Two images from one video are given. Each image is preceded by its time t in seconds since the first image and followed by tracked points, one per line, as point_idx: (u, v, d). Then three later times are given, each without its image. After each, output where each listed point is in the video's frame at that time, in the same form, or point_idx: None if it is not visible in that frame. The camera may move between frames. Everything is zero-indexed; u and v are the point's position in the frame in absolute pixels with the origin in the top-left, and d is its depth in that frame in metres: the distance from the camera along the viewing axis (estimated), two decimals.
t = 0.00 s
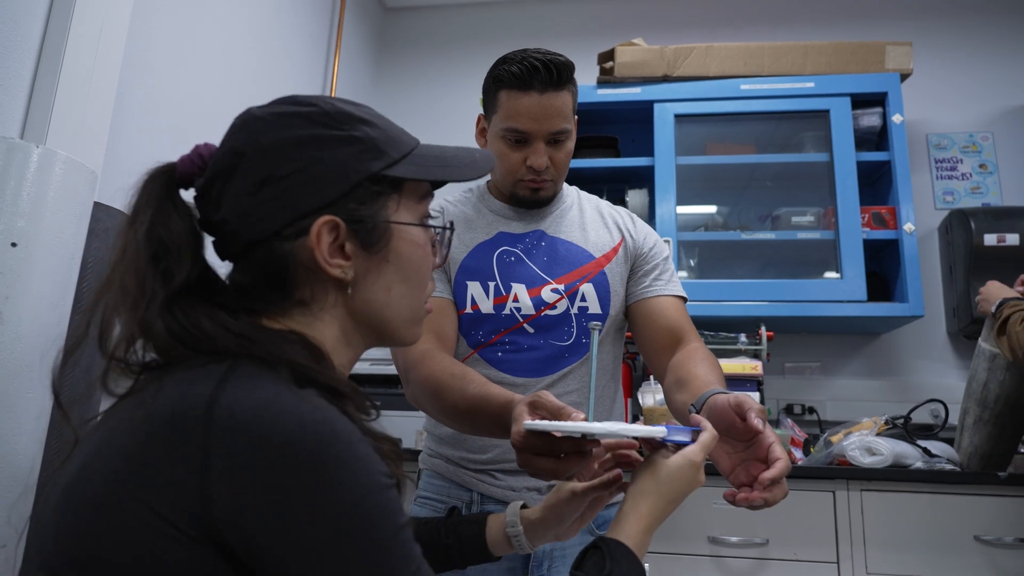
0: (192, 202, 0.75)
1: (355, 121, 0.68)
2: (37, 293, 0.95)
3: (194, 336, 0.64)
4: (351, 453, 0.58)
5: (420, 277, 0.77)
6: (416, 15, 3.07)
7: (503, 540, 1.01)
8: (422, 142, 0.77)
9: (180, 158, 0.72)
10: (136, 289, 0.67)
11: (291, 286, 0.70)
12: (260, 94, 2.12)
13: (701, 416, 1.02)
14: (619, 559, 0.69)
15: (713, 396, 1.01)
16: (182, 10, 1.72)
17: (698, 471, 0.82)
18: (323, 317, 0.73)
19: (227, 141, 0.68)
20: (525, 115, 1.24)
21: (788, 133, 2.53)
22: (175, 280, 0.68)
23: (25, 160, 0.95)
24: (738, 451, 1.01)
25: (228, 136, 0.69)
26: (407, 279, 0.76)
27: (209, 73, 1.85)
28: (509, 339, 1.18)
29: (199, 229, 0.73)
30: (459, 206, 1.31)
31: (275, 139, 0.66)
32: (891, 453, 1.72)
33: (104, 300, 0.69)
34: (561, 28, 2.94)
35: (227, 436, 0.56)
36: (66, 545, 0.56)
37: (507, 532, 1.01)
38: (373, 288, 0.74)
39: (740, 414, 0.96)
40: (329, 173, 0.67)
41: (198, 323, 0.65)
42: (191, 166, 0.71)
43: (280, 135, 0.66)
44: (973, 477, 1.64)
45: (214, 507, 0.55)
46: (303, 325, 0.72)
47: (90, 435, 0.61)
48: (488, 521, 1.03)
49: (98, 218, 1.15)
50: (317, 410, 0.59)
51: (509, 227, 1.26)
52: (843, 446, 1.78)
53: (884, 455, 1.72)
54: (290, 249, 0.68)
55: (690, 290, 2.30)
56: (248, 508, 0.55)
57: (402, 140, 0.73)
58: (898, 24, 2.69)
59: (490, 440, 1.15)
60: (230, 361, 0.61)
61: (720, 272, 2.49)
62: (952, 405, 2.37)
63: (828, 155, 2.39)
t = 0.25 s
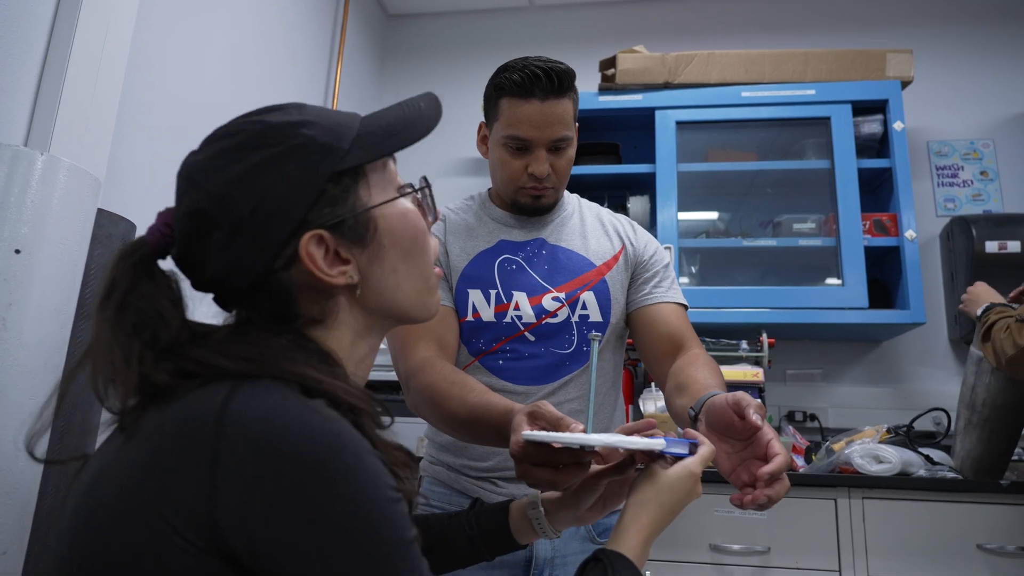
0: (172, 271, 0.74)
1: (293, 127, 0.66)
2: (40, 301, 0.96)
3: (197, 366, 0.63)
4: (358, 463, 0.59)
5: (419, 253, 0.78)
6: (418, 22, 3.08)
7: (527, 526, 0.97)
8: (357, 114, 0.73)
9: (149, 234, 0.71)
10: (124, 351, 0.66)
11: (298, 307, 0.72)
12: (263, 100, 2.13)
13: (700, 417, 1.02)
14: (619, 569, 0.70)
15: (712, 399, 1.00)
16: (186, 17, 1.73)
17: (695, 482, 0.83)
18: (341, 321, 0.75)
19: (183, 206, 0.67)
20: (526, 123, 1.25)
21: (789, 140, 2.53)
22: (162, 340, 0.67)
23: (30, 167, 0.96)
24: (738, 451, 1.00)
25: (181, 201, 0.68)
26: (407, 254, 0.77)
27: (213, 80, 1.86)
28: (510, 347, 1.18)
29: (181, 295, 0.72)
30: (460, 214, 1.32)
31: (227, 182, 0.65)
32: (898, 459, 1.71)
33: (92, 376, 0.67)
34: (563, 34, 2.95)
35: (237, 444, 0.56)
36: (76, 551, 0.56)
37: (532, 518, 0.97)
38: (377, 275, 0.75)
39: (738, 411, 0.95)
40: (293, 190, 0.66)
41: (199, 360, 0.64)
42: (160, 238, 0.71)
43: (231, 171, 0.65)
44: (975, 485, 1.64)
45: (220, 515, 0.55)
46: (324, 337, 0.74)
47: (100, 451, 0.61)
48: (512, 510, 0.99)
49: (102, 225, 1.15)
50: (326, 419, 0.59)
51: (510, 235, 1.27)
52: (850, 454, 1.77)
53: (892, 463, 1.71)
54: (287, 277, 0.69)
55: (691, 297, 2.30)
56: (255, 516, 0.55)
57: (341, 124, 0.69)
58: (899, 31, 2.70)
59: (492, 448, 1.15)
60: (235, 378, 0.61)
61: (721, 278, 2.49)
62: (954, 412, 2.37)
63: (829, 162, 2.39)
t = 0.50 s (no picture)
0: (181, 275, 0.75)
1: (299, 139, 0.67)
2: (44, 307, 0.96)
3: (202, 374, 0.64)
4: (362, 472, 0.59)
5: (424, 263, 0.78)
6: (420, 29, 3.09)
7: (535, 524, 0.96)
8: (367, 126, 0.74)
9: (159, 239, 0.72)
10: (131, 360, 0.67)
11: (303, 317, 0.72)
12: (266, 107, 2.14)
13: (704, 421, 1.02)
14: None
15: (714, 405, 1.01)
16: (190, 25, 1.74)
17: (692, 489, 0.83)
18: (345, 332, 0.76)
19: (188, 213, 0.67)
20: (527, 131, 1.25)
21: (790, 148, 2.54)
22: (167, 347, 0.68)
23: (34, 174, 0.96)
24: (742, 453, 0.99)
25: (186, 208, 0.68)
26: (413, 267, 0.77)
27: (217, 86, 1.87)
28: (511, 355, 1.19)
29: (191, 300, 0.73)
30: (462, 221, 1.32)
31: (232, 191, 0.65)
32: (901, 468, 1.71)
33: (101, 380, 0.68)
34: (565, 42, 2.96)
35: (241, 450, 0.56)
36: (82, 556, 0.56)
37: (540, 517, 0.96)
38: (384, 287, 0.75)
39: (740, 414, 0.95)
40: (297, 202, 0.66)
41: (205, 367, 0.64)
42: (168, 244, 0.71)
43: (235, 181, 0.66)
44: (977, 494, 1.64)
45: (225, 522, 0.55)
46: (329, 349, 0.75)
47: (106, 459, 0.62)
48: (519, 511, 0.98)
49: (105, 231, 1.16)
50: (330, 427, 0.60)
51: (511, 243, 1.27)
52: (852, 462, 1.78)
53: (895, 471, 1.71)
54: (291, 287, 0.69)
55: (693, 304, 2.30)
56: (260, 523, 0.55)
57: (350, 135, 0.70)
58: (900, 39, 2.71)
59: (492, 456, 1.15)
60: (239, 388, 0.61)
61: (723, 286, 2.49)
62: (956, 421, 2.36)
63: (831, 170, 2.40)
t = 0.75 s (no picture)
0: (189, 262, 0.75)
1: (324, 141, 0.68)
2: (49, 309, 0.96)
3: (207, 372, 0.64)
4: (364, 472, 0.59)
5: (431, 278, 0.78)
6: (424, 31, 3.10)
7: (542, 515, 0.97)
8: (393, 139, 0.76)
9: (171, 222, 0.72)
10: (139, 348, 0.68)
11: (305, 317, 0.72)
12: (269, 110, 2.14)
13: (706, 422, 1.02)
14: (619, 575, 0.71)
15: (716, 404, 1.01)
16: (193, 28, 1.75)
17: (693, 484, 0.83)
18: (346, 338, 0.76)
19: (206, 200, 0.69)
20: (530, 133, 1.26)
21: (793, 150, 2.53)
22: (174, 336, 0.68)
23: (39, 177, 0.97)
24: (744, 453, 0.99)
25: (206, 195, 0.69)
26: (417, 280, 0.77)
27: (220, 89, 1.88)
28: (513, 357, 1.19)
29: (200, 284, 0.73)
30: (464, 224, 1.32)
31: (252, 184, 0.67)
32: (909, 470, 1.71)
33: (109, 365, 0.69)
34: (568, 44, 2.96)
35: (243, 452, 0.56)
36: (88, 554, 0.57)
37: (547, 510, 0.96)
38: (388, 297, 0.76)
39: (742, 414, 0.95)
40: (312, 203, 0.67)
41: (212, 364, 0.65)
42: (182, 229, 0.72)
43: (256, 176, 0.67)
44: (981, 496, 1.63)
45: (227, 522, 0.55)
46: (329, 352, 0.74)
47: (109, 460, 0.62)
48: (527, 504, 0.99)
49: (109, 234, 1.16)
50: (332, 429, 0.60)
51: (513, 245, 1.27)
52: (857, 465, 1.78)
53: (904, 474, 1.70)
54: (297, 285, 0.70)
55: (696, 306, 2.30)
56: (262, 523, 0.55)
57: (375, 144, 0.72)
58: (903, 41, 2.70)
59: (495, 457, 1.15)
60: (243, 390, 0.62)
61: (726, 287, 2.49)
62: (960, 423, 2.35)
63: (833, 172, 2.39)
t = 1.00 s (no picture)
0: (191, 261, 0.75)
1: (329, 147, 0.68)
2: (44, 314, 0.96)
3: (207, 376, 0.64)
4: (362, 478, 0.59)
5: (431, 287, 0.78)
6: (421, 35, 3.10)
7: (538, 512, 0.96)
8: (398, 146, 0.76)
9: (174, 220, 0.72)
10: (140, 349, 0.68)
11: (305, 322, 0.72)
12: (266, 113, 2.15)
13: (701, 424, 1.02)
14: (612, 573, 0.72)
15: (712, 406, 1.01)
16: (190, 32, 1.75)
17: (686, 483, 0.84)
18: (344, 344, 0.76)
19: (209, 201, 0.68)
20: (526, 137, 1.26)
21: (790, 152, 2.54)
22: (175, 337, 0.68)
23: (35, 182, 0.96)
24: (740, 455, 1.00)
25: (209, 196, 0.69)
26: (418, 290, 0.77)
27: (217, 92, 1.87)
28: (510, 360, 1.19)
29: (201, 285, 0.73)
30: (461, 228, 1.32)
31: (255, 187, 0.66)
32: (907, 472, 1.72)
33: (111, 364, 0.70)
34: (565, 47, 2.96)
35: (242, 457, 0.56)
36: (86, 558, 0.57)
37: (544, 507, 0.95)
38: (387, 306, 0.76)
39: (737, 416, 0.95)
40: (315, 208, 0.67)
41: (211, 368, 0.65)
42: (184, 227, 0.72)
43: (259, 179, 0.67)
44: (977, 498, 1.63)
45: (227, 528, 0.55)
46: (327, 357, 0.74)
47: (107, 465, 0.62)
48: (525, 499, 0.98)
49: (105, 239, 1.15)
50: (331, 434, 0.60)
51: (510, 249, 1.27)
52: (856, 467, 1.77)
53: (901, 476, 1.71)
54: (295, 289, 0.69)
55: (693, 308, 2.30)
56: (261, 529, 0.55)
57: (380, 152, 0.72)
58: (899, 44, 2.71)
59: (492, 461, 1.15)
60: (242, 393, 0.61)
61: (723, 290, 2.49)
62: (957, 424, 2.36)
63: (830, 174, 2.40)
